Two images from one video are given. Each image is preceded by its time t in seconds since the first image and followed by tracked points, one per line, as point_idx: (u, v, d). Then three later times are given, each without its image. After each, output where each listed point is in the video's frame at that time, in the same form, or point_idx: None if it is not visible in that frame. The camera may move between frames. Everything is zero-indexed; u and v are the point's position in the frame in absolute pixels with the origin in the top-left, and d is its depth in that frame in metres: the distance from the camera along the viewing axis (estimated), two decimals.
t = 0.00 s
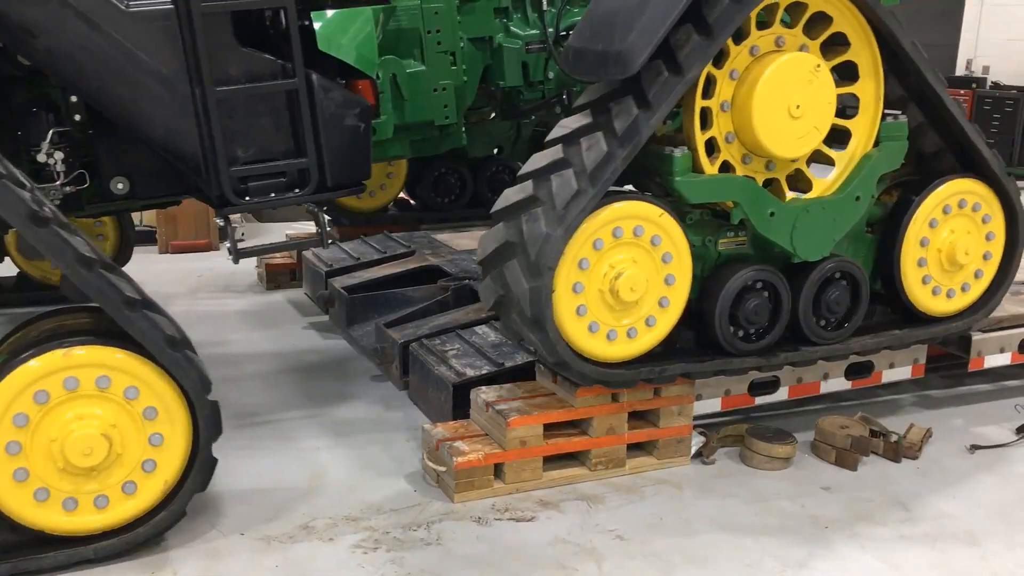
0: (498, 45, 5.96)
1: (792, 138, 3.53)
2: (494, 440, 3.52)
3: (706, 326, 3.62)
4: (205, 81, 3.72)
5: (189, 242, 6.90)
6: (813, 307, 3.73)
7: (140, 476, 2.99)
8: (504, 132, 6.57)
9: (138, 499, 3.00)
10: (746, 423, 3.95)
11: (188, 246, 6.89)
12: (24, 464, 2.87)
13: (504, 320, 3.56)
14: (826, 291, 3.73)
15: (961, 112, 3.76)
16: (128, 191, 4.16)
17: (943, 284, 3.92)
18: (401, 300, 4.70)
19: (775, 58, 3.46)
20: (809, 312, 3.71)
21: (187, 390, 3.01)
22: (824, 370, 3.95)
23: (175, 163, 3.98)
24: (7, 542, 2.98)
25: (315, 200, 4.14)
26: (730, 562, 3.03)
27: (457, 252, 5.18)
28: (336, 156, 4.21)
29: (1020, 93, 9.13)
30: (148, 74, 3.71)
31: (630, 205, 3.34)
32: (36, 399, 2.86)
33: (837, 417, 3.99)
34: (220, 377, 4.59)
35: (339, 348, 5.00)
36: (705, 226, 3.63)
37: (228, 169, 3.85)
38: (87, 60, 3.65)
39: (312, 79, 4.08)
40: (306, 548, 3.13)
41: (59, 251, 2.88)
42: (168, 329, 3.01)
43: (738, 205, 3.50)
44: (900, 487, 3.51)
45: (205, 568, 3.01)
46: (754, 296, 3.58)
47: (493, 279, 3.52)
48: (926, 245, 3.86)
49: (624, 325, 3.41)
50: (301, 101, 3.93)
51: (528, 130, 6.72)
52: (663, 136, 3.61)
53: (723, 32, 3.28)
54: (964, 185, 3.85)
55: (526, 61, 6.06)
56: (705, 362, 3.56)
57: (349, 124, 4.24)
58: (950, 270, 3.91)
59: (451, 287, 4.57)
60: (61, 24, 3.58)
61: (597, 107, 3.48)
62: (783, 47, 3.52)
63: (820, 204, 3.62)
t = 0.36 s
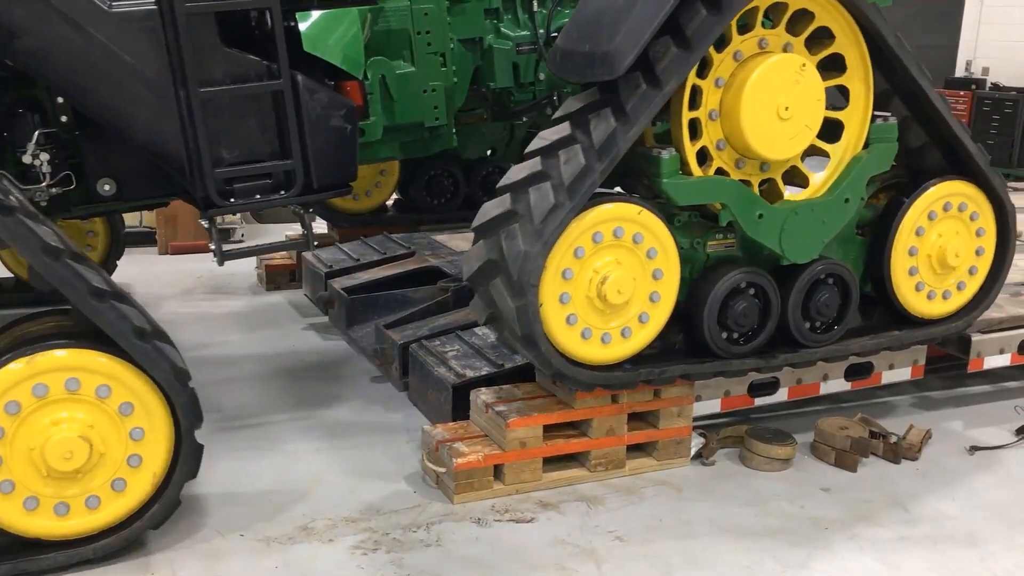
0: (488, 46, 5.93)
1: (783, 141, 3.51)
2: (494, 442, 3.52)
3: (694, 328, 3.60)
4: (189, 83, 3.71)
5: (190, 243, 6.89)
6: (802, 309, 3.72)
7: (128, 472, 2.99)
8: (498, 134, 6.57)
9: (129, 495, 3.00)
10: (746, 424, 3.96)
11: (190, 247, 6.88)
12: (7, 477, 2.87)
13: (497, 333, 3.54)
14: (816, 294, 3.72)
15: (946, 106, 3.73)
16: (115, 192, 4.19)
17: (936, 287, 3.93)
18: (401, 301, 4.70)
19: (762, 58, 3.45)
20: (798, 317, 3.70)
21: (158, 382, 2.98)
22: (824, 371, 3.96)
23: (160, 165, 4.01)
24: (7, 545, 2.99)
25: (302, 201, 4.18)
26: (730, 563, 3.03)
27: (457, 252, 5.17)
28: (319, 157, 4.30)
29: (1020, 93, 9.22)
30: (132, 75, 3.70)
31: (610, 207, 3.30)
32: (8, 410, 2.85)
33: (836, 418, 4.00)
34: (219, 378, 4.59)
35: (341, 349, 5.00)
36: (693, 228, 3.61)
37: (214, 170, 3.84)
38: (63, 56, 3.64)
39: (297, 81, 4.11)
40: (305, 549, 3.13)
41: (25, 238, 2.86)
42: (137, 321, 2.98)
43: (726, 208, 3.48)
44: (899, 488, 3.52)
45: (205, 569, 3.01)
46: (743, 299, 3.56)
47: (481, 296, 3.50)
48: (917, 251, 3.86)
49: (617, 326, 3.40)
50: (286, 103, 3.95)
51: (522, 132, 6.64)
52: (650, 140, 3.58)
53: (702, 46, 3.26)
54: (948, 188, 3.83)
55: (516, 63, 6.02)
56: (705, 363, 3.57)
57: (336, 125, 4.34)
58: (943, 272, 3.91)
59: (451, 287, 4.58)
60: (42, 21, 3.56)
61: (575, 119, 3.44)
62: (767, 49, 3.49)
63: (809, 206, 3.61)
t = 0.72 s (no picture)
0: (478, 46, 5.96)
1: (775, 142, 3.51)
2: (494, 442, 3.52)
3: (683, 330, 3.60)
4: (174, 83, 3.71)
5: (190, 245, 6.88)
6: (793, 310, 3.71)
7: (115, 467, 2.98)
8: (491, 135, 6.62)
9: (118, 489, 2.99)
10: (745, 424, 3.97)
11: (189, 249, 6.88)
12: None
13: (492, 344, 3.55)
14: (805, 296, 3.70)
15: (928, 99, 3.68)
16: (102, 193, 4.16)
17: (932, 288, 3.94)
18: (401, 301, 4.71)
19: (748, 60, 3.44)
20: (787, 318, 3.69)
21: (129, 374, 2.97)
22: (824, 372, 3.97)
23: (144, 165, 3.97)
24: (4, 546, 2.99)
25: (287, 203, 4.18)
26: (730, 564, 3.04)
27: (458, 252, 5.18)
28: (304, 159, 4.29)
29: (1019, 94, 9.26)
30: (115, 76, 3.68)
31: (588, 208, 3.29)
32: None
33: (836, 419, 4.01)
34: (219, 379, 4.59)
35: (342, 349, 5.01)
36: (683, 229, 3.62)
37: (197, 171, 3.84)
38: (45, 56, 3.59)
39: (282, 81, 4.16)
40: (305, 550, 3.13)
41: None
42: (106, 311, 2.98)
43: (715, 210, 3.47)
44: (898, 489, 3.53)
45: (204, 569, 3.01)
46: (732, 301, 3.56)
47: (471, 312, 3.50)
48: (907, 258, 3.87)
49: (611, 327, 3.40)
50: (272, 104, 3.95)
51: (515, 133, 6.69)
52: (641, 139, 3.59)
53: (679, 59, 3.24)
54: (929, 193, 3.83)
55: (507, 62, 6.05)
56: (705, 363, 3.59)
57: (321, 126, 4.33)
58: (936, 274, 3.92)
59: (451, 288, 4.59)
60: (25, 22, 3.52)
61: (555, 130, 3.42)
62: (751, 50, 3.48)
63: (799, 208, 3.61)
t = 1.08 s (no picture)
0: (469, 46, 5.84)
1: (767, 142, 3.50)
2: (494, 442, 3.52)
3: (672, 332, 3.59)
4: (158, 82, 3.67)
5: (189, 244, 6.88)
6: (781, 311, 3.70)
7: (99, 460, 2.97)
8: (484, 135, 6.50)
9: (107, 481, 2.99)
10: (745, 424, 3.98)
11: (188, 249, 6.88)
12: None
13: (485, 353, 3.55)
14: (795, 296, 3.69)
15: (912, 90, 3.65)
16: (88, 193, 4.15)
17: (927, 288, 3.95)
18: (401, 301, 4.73)
19: (733, 62, 3.41)
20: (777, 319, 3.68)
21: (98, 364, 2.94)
22: (824, 371, 3.98)
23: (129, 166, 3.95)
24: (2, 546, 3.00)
25: (272, 202, 4.13)
26: (730, 564, 3.04)
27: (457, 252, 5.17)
28: (291, 159, 4.22)
29: (1019, 94, 9.28)
30: (99, 76, 3.67)
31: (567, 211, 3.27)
32: None
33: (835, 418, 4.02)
34: (219, 380, 4.58)
35: (342, 349, 5.01)
36: (671, 229, 3.60)
37: (181, 172, 3.78)
38: (31, 55, 3.59)
39: (266, 80, 4.10)
40: (305, 550, 3.13)
41: None
42: (73, 300, 2.96)
43: (703, 210, 3.46)
44: (897, 489, 3.54)
45: (205, 570, 3.01)
46: (721, 302, 3.56)
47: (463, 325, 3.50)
48: (898, 263, 3.88)
49: (604, 326, 3.41)
50: (257, 103, 3.92)
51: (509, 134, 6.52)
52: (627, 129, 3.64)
53: (658, 69, 3.23)
54: (913, 198, 3.82)
55: (497, 63, 5.94)
56: (705, 364, 3.59)
57: (308, 126, 4.26)
58: (929, 275, 3.92)
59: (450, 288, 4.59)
60: (5, 20, 3.51)
61: (534, 141, 3.42)
62: (734, 53, 3.45)
63: (787, 209, 3.59)
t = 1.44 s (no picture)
0: (459, 46, 5.69)
1: (758, 142, 3.50)
2: (493, 443, 3.52)
3: (659, 333, 3.56)
4: (140, 82, 3.68)
5: (189, 244, 6.88)
6: (770, 312, 3.67)
7: (82, 454, 2.96)
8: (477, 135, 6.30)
9: (93, 474, 2.98)
10: (744, 424, 3.98)
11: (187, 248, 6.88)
12: None
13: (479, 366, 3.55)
14: (784, 299, 3.67)
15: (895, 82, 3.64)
16: (75, 194, 4.14)
17: (922, 287, 3.93)
18: (401, 301, 4.73)
19: (717, 65, 3.40)
20: (766, 321, 3.66)
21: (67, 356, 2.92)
22: (823, 371, 3.98)
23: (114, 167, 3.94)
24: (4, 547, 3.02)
25: (258, 203, 4.12)
26: (729, 564, 3.04)
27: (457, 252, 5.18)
28: (275, 157, 4.19)
29: (1018, 94, 9.30)
30: (82, 77, 3.66)
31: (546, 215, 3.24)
32: None
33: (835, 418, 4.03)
34: (219, 381, 4.59)
35: (342, 349, 5.01)
36: (660, 230, 3.58)
37: (164, 173, 3.79)
38: (16, 57, 3.57)
39: (251, 80, 4.07)
40: (304, 550, 3.13)
41: None
42: (38, 288, 2.93)
43: (691, 210, 3.44)
44: (897, 489, 3.54)
45: (204, 570, 3.01)
46: (709, 303, 3.53)
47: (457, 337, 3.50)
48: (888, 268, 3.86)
49: (596, 325, 3.40)
50: (242, 104, 3.91)
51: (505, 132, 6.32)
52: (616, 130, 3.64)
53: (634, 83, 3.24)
54: (899, 200, 3.79)
55: (488, 63, 5.79)
56: (705, 364, 3.59)
57: (291, 126, 4.24)
58: (922, 275, 3.90)
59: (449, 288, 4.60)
60: None
61: (511, 151, 3.38)
62: (717, 54, 3.43)
63: (774, 209, 3.57)
